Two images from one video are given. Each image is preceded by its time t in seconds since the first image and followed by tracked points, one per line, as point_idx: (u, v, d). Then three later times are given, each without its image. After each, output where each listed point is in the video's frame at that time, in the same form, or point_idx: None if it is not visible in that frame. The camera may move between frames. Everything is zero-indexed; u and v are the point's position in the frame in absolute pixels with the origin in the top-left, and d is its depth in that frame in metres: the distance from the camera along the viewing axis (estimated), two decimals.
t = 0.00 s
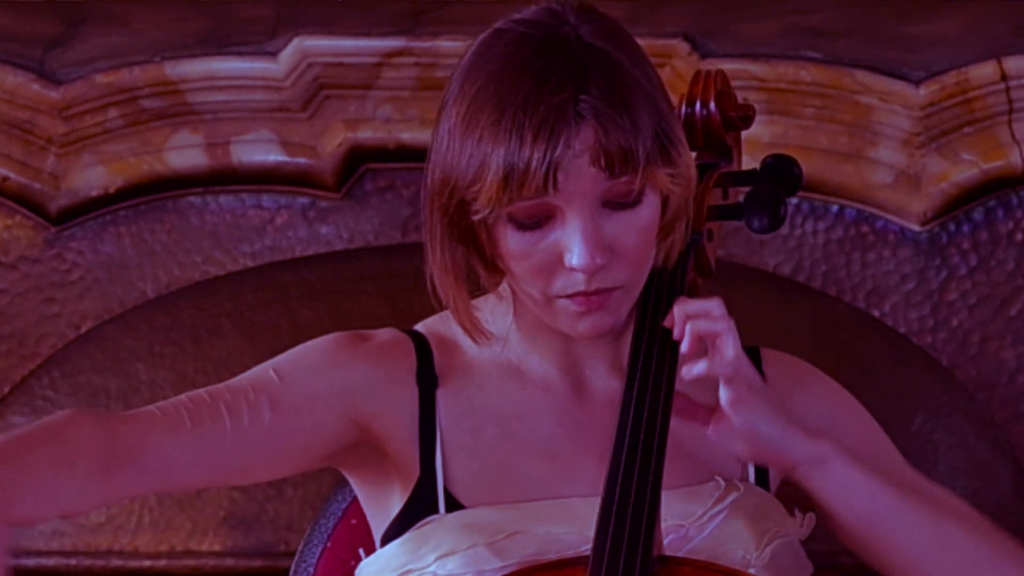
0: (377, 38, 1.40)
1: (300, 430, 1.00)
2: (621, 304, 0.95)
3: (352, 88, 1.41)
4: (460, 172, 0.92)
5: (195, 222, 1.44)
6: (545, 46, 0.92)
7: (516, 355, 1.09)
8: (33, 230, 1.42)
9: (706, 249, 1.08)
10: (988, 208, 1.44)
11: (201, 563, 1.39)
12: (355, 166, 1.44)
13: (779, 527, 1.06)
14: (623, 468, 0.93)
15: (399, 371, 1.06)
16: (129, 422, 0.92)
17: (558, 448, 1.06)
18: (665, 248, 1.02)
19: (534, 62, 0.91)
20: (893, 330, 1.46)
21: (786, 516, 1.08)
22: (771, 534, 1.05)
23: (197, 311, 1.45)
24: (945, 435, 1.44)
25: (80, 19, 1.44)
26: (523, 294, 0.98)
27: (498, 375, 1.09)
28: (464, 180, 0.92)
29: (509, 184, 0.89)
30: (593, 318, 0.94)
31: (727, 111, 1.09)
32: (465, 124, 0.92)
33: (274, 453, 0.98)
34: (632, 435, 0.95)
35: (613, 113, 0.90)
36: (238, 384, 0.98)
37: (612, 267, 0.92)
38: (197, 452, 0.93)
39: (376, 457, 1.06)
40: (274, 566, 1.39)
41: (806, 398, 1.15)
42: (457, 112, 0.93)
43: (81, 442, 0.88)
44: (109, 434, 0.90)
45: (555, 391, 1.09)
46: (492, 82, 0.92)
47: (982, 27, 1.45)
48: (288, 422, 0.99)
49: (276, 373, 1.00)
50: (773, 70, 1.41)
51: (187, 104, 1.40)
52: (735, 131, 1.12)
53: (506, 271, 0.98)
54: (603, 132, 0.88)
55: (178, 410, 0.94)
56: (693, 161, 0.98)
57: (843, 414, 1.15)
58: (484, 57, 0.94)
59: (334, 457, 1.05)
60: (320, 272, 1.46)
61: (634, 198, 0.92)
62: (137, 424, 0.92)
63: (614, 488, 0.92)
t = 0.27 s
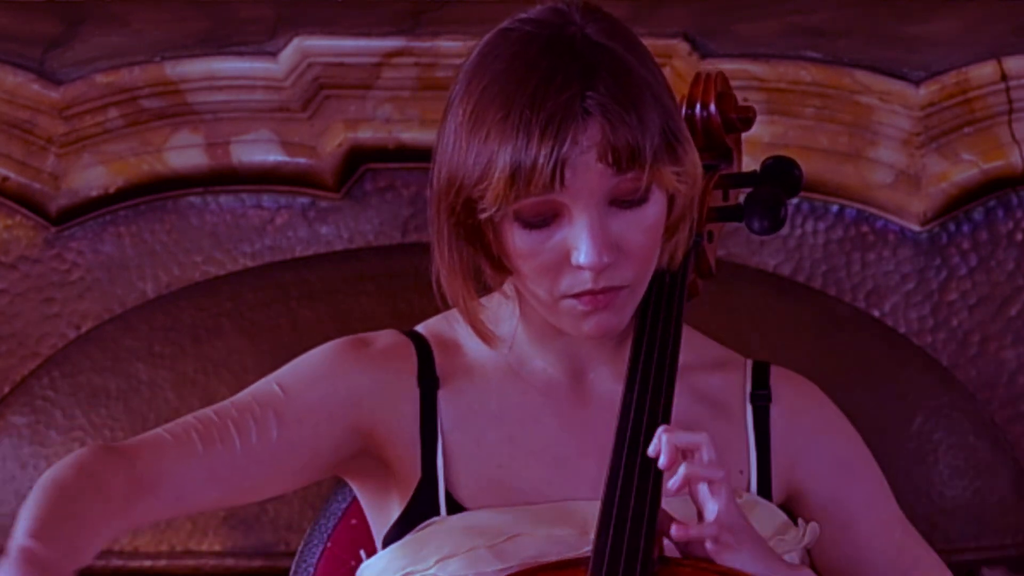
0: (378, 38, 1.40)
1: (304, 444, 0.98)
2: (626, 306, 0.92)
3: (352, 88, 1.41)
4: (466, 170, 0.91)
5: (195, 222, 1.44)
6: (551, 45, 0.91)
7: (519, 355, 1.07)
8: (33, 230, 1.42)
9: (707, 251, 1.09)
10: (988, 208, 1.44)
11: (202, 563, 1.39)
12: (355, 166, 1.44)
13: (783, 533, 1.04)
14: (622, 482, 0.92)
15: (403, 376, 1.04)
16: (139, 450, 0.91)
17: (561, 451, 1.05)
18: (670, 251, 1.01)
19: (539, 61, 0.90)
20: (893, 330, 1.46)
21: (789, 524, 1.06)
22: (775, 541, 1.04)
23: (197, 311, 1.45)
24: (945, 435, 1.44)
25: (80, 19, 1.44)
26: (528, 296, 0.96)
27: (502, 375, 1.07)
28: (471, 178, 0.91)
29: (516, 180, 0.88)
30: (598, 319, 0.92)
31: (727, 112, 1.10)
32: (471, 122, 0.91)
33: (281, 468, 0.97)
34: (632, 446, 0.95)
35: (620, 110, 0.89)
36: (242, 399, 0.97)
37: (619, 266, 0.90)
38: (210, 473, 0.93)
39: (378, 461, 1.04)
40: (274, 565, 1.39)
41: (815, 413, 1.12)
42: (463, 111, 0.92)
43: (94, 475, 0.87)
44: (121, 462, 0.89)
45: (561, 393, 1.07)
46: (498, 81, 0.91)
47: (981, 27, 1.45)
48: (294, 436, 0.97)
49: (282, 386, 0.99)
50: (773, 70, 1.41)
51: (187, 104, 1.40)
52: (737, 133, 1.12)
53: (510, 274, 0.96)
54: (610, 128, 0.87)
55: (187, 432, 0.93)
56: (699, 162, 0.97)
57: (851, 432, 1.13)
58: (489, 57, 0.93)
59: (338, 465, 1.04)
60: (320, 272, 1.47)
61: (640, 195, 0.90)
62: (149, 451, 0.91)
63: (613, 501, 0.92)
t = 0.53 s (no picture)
0: (378, 38, 1.40)
1: (317, 461, 1.00)
2: (639, 287, 0.92)
3: (352, 88, 1.41)
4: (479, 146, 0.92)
5: (195, 222, 1.45)
6: (559, 27, 0.94)
7: (522, 354, 1.07)
8: (33, 229, 1.42)
9: (709, 251, 1.10)
10: (988, 208, 1.45)
11: (202, 562, 1.39)
12: (355, 166, 1.44)
13: (784, 533, 1.04)
14: (624, 486, 0.92)
15: (403, 384, 1.04)
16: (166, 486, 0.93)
17: (564, 452, 1.05)
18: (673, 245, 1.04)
19: (550, 39, 0.93)
20: (893, 330, 1.46)
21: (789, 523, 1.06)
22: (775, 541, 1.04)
23: (197, 311, 1.43)
24: (946, 435, 1.42)
25: (80, 19, 1.44)
26: (536, 283, 0.95)
27: (505, 375, 1.07)
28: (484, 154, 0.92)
29: (533, 150, 0.89)
30: (612, 299, 0.91)
31: (731, 113, 1.09)
32: (483, 101, 0.92)
33: (297, 487, 0.99)
34: (635, 451, 0.94)
35: (633, 83, 0.91)
36: (254, 420, 0.98)
37: (635, 240, 0.90)
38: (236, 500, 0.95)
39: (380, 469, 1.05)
40: (274, 565, 1.39)
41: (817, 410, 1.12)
42: (474, 90, 0.94)
43: (134, 517, 0.89)
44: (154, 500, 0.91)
45: (564, 393, 1.07)
46: (510, 58, 0.93)
47: (982, 27, 1.45)
48: (308, 454, 0.99)
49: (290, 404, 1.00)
50: (773, 70, 1.41)
51: (187, 104, 1.40)
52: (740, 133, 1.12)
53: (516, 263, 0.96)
54: (625, 97, 0.90)
55: (208, 461, 0.95)
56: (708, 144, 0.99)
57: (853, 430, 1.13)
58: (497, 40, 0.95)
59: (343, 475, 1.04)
60: (320, 272, 1.45)
61: (653, 169, 0.92)
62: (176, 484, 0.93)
63: (615, 505, 0.92)
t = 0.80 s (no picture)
0: (378, 38, 1.40)
1: (358, 490, 1.00)
2: (648, 255, 0.94)
3: (352, 88, 1.41)
4: (484, 115, 0.96)
5: (195, 223, 1.44)
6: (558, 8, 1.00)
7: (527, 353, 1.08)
8: (33, 230, 1.42)
9: (715, 250, 1.11)
10: (988, 208, 1.44)
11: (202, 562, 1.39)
12: (355, 166, 1.44)
13: (786, 532, 1.05)
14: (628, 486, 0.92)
15: (415, 393, 1.04)
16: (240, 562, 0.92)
17: (568, 452, 1.04)
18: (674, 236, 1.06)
19: (550, 17, 0.98)
20: (893, 330, 1.45)
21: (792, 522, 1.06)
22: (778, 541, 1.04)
23: (198, 311, 1.43)
24: (946, 434, 1.43)
25: (79, 19, 1.43)
26: (544, 259, 0.97)
27: (509, 375, 1.07)
28: (490, 123, 0.96)
29: (539, 113, 0.94)
30: (622, 267, 0.93)
31: (736, 112, 1.12)
32: (485, 76, 0.97)
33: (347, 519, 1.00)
34: (639, 451, 0.95)
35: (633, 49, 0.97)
36: (290, 467, 0.98)
37: (641, 204, 0.93)
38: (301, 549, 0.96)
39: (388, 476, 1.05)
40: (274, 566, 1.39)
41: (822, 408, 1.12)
42: (478, 66, 0.98)
43: None
44: None
45: (569, 393, 1.07)
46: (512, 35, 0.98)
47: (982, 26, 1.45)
48: (350, 485, 1.00)
49: (320, 442, 0.99)
50: (773, 70, 1.41)
51: (187, 104, 1.40)
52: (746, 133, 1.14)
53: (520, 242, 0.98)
54: (626, 61, 0.95)
55: (267, 522, 0.94)
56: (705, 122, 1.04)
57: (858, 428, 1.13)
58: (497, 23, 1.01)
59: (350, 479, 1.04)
60: (320, 273, 1.45)
61: (653, 134, 0.96)
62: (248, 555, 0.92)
63: (620, 503, 0.91)
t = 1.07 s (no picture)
0: (378, 38, 1.40)
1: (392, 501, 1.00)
2: (656, 233, 0.97)
3: (351, 88, 1.41)
4: (479, 100, 1.02)
5: (195, 222, 1.44)
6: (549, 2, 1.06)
7: (529, 351, 1.08)
8: (33, 230, 1.42)
9: (717, 251, 1.11)
10: (988, 208, 1.44)
11: (202, 562, 1.39)
12: (355, 166, 1.44)
13: (788, 532, 1.05)
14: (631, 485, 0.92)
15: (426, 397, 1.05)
16: None
17: (572, 451, 1.05)
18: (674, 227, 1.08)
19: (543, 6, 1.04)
20: (893, 330, 1.45)
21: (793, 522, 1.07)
22: (779, 541, 1.04)
23: (198, 311, 1.43)
24: (945, 434, 1.43)
25: (79, 19, 1.43)
26: (550, 243, 1.00)
27: (513, 374, 1.08)
28: (487, 108, 1.01)
29: (536, 93, 0.99)
30: (630, 243, 0.96)
31: (739, 111, 1.12)
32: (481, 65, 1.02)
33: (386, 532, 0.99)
34: (638, 447, 0.95)
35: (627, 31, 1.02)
36: (324, 488, 0.96)
37: (644, 179, 0.97)
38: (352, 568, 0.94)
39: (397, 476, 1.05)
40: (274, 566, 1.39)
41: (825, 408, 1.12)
42: (472, 57, 1.04)
43: None
44: None
45: (572, 393, 1.08)
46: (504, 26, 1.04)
47: (982, 26, 1.45)
48: (385, 497, 0.99)
49: (348, 459, 0.99)
50: (773, 70, 1.41)
51: (187, 104, 1.40)
52: (749, 133, 1.14)
53: (526, 229, 1.01)
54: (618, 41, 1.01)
55: (317, 547, 0.93)
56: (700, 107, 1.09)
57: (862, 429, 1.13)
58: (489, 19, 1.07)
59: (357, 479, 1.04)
60: (319, 273, 1.45)
61: (650, 112, 1.01)
62: None
63: (622, 502, 0.91)
